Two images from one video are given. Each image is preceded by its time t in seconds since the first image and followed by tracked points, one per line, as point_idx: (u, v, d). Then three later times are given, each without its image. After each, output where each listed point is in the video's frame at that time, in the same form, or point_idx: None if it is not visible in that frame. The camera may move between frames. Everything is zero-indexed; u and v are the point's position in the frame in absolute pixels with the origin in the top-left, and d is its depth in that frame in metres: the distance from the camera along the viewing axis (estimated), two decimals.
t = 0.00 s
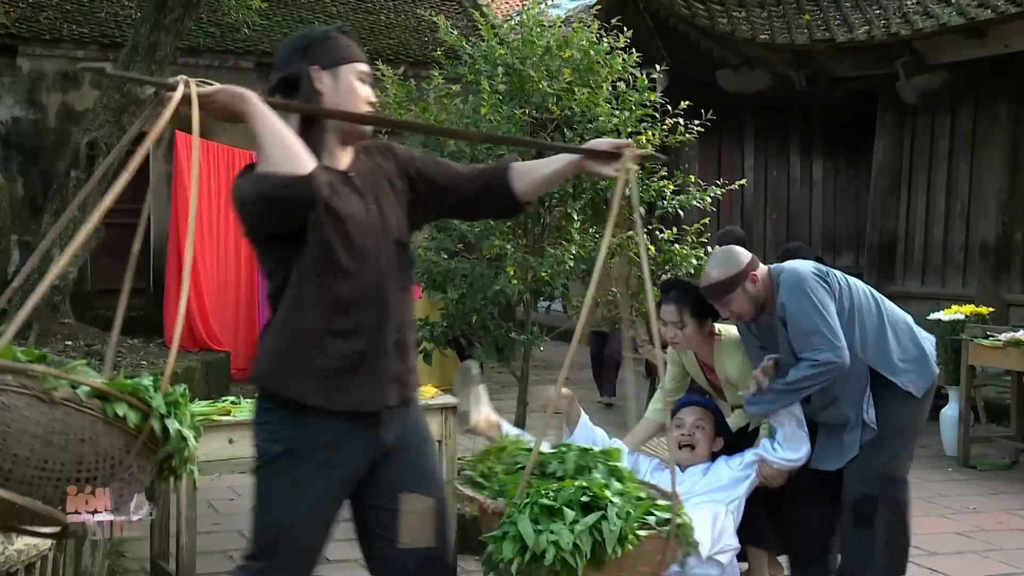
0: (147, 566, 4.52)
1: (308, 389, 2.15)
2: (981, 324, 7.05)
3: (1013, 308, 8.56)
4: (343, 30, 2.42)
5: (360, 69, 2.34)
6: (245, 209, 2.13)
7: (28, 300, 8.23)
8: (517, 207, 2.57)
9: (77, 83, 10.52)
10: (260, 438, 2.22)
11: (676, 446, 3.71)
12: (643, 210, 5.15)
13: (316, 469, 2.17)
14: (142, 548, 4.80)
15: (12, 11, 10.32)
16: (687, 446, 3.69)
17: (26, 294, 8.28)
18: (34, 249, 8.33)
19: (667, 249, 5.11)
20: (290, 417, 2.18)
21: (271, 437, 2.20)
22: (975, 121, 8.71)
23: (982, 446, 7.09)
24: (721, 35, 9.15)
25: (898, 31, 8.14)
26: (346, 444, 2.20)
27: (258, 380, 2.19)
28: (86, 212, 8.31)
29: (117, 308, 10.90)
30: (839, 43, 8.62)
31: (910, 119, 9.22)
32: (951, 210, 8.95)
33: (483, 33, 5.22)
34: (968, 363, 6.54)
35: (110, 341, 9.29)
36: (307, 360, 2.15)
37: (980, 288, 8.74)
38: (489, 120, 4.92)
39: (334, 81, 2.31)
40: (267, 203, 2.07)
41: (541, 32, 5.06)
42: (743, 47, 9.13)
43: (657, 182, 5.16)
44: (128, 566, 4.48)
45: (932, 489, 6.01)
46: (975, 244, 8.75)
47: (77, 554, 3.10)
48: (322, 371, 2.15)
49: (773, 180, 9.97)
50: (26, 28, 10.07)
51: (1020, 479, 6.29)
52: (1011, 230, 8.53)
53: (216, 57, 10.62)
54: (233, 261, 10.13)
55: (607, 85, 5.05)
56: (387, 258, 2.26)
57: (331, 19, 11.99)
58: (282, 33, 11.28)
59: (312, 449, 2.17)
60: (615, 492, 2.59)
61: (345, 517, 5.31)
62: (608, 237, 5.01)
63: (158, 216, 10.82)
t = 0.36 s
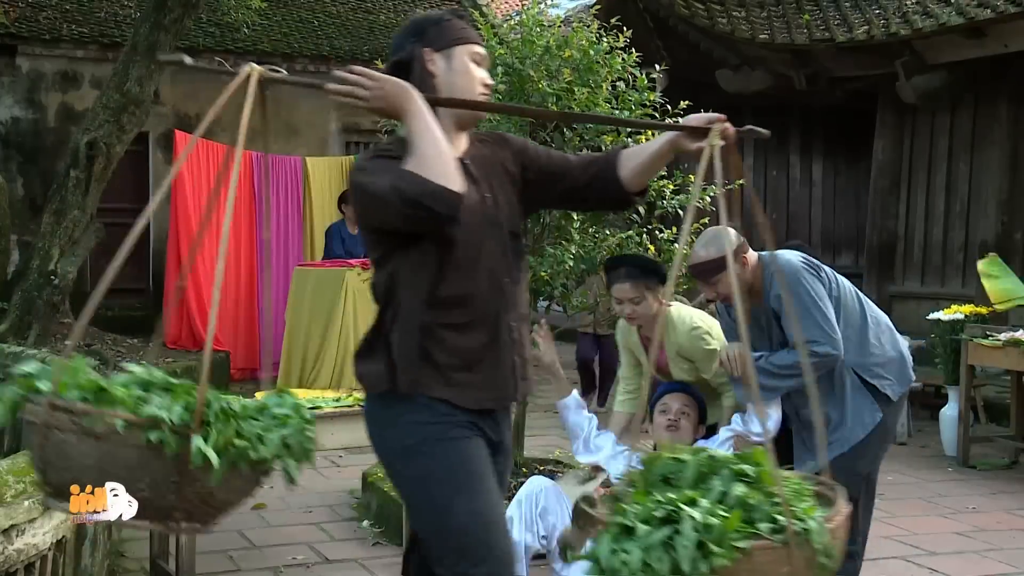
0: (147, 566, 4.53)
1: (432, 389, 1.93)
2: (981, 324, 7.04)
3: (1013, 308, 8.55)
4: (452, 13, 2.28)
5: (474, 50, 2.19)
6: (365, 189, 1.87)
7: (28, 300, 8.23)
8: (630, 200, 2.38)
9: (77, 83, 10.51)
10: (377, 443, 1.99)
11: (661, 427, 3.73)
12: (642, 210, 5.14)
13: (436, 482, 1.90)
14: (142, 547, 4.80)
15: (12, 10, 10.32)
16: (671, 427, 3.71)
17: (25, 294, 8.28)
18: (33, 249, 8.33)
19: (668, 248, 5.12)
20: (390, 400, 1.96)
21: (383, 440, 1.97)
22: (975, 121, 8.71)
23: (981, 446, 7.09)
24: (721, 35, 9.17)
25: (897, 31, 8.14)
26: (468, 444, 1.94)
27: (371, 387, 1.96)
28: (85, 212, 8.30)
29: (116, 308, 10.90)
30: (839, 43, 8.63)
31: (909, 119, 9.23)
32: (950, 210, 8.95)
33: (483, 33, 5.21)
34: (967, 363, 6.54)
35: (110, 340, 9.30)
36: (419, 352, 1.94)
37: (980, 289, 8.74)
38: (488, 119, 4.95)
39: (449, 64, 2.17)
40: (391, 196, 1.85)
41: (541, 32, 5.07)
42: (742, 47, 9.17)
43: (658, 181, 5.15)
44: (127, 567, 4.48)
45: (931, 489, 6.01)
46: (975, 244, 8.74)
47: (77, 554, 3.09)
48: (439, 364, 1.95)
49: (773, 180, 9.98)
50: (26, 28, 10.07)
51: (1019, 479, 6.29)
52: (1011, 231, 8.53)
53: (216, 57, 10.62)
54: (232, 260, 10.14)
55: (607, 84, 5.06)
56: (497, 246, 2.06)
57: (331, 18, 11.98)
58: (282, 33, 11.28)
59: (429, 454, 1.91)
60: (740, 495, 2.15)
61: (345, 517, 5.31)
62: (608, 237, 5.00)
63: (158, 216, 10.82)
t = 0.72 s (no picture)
0: (147, 565, 4.53)
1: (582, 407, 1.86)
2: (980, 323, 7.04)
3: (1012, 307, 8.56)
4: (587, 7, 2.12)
5: (612, 47, 2.01)
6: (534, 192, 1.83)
7: (28, 300, 8.24)
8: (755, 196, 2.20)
9: (76, 82, 10.51)
10: (509, 469, 1.90)
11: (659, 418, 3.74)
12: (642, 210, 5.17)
13: (580, 502, 1.83)
14: (142, 546, 4.80)
15: (12, 9, 10.32)
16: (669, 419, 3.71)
17: (25, 293, 8.28)
18: (33, 249, 8.33)
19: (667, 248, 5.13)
20: (531, 427, 1.87)
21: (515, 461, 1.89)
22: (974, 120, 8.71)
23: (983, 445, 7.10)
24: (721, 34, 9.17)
25: (897, 30, 8.14)
26: (607, 468, 1.86)
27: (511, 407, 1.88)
28: (85, 211, 8.30)
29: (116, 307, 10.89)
30: (839, 42, 8.63)
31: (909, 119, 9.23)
32: (950, 209, 8.95)
33: (484, 32, 5.22)
34: (967, 361, 6.54)
35: (110, 339, 9.30)
36: (565, 366, 1.86)
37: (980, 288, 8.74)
38: (488, 118, 4.91)
39: (585, 68, 1.99)
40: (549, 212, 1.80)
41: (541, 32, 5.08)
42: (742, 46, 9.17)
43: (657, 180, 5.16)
44: (127, 566, 4.49)
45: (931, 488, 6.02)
46: (975, 243, 8.74)
47: (77, 553, 3.09)
48: (586, 376, 1.86)
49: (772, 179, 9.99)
50: (26, 27, 10.07)
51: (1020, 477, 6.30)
52: (1011, 230, 8.53)
53: (216, 56, 10.62)
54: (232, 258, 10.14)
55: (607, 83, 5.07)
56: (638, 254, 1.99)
57: (330, 17, 11.98)
58: (282, 32, 11.28)
59: (562, 482, 1.84)
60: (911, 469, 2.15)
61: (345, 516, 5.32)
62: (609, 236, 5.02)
63: (158, 215, 10.80)
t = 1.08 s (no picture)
0: (147, 562, 4.55)
1: (755, 416, 1.90)
2: (980, 320, 7.04)
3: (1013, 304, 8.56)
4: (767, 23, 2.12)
5: (801, 61, 2.02)
6: (734, 188, 1.84)
7: (28, 297, 8.25)
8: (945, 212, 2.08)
9: (76, 79, 10.50)
10: (680, 473, 1.98)
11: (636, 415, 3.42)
12: (642, 207, 5.19)
13: (751, 517, 1.88)
14: (142, 543, 4.81)
15: (12, 7, 10.32)
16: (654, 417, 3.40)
17: (25, 290, 8.29)
18: (33, 246, 8.33)
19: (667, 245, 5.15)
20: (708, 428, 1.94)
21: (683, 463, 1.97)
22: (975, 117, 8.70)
23: (982, 442, 7.11)
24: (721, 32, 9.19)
25: (897, 28, 8.15)
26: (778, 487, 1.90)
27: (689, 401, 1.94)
28: (85, 208, 8.30)
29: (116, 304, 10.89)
30: (840, 40, 8.64)
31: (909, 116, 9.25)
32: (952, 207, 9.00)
33: (483, 29, 5.21)
34: (967, 359, 6.54)
35: (110, 336, 9.31)
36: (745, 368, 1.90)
37: (980, 286, 8.75)
38: (488, 116, 4.92)
39: (773, 83, 2.01)
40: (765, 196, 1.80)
41: (541, 29, 5.08)
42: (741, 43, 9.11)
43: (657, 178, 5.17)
44: (128, 563, 4.50)
45: (931, 485, 6.02)
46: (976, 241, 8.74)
47: (77, 550, 3.09)
48: (766, 382, 1.90)
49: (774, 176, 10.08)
50: (25, 25, 10.07)
51: (1019, 474, 6.30)
52: (1011, 227, 8.53)
53: (215, 53, 10.63)
54: (232, 254, 10.14)
55: (607, 81, 5.06)
56: (832, 270, 1.97)
57: (331, 15, 11.98)
58: (282, 29, 11.27)
59: (742, 501, 1.89)
60: (1004, 501, 2.04)
61: (344, 513, 5.34)
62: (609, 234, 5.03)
63: (158, 212, 10.81)
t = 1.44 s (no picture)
0: (146, 550, 4.56)
1: None
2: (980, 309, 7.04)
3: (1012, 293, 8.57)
4: None
5: None
6: (986, 155, 1.72)
7: (26, 285, 8.25)
8: None
9: (74, 68, 10.48)
10: (939, 463, 1.84)
11: (621, 400, 3.28)
12: (641, 194, 5.11)
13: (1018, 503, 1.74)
14: (140, 531, 4.81)
15: None
16: (644, 402, 3.28)
17: (24, 279, 8.29)
18: (31, 234, 8.33)
19: (666, 234, 5.16)
20: (964, 406, 1.79)
21: (948, 452, 1.82)
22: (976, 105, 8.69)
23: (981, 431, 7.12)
24: (720, 20, 9.21)
25: (897, 16, 8.22)
26: None
27: (954, 390, 1.80)
28: (83, 196, 8.29)
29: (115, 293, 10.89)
30: (839, 29, 8.68)
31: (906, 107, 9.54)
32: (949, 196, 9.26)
33: (482, 17, 5.18)
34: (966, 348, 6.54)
35: (109, 325, 9.31)
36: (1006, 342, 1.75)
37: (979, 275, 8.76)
38: (487, 104, 4.93)
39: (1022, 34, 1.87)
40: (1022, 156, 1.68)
41: (540, 17, 5.06)
42: (742, 32, 9.31)
43: (657, 166, 5.13)
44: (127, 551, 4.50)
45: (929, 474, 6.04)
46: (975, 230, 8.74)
47: (76, 538, 3.09)
48: None
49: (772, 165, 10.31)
50: (23, 13, 10.05)
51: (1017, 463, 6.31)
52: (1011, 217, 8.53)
53: (214, 41, 10.61)
54: (231, 242, 10.13)
55: (606, 69, 5.05)
56: None
57: (330, 3, 11.95)
58: (280, 18, 11.24)
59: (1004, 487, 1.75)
60: None
61: (343, 502, 5.34)
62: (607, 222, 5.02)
63: (156, 201, 10.79)
